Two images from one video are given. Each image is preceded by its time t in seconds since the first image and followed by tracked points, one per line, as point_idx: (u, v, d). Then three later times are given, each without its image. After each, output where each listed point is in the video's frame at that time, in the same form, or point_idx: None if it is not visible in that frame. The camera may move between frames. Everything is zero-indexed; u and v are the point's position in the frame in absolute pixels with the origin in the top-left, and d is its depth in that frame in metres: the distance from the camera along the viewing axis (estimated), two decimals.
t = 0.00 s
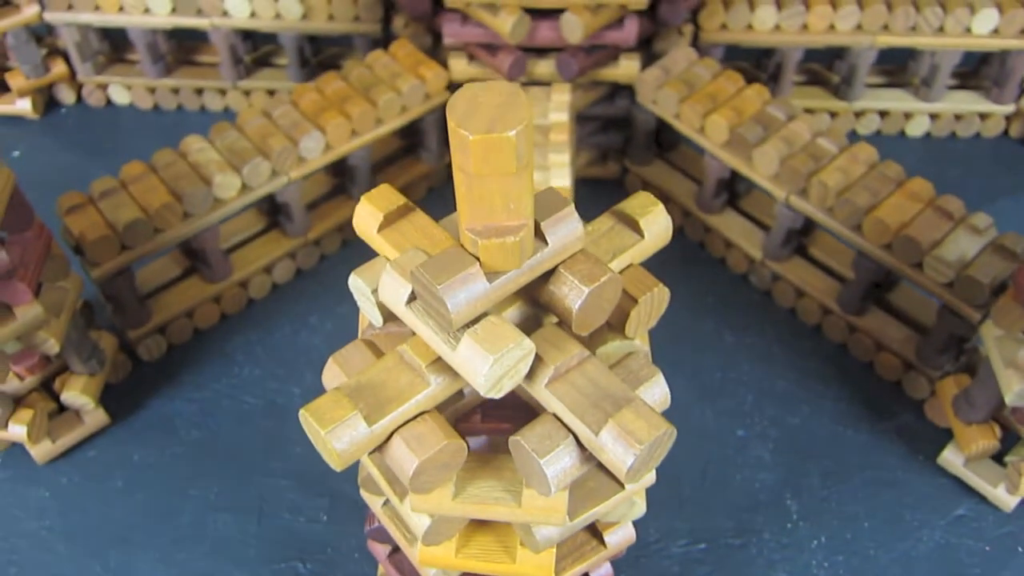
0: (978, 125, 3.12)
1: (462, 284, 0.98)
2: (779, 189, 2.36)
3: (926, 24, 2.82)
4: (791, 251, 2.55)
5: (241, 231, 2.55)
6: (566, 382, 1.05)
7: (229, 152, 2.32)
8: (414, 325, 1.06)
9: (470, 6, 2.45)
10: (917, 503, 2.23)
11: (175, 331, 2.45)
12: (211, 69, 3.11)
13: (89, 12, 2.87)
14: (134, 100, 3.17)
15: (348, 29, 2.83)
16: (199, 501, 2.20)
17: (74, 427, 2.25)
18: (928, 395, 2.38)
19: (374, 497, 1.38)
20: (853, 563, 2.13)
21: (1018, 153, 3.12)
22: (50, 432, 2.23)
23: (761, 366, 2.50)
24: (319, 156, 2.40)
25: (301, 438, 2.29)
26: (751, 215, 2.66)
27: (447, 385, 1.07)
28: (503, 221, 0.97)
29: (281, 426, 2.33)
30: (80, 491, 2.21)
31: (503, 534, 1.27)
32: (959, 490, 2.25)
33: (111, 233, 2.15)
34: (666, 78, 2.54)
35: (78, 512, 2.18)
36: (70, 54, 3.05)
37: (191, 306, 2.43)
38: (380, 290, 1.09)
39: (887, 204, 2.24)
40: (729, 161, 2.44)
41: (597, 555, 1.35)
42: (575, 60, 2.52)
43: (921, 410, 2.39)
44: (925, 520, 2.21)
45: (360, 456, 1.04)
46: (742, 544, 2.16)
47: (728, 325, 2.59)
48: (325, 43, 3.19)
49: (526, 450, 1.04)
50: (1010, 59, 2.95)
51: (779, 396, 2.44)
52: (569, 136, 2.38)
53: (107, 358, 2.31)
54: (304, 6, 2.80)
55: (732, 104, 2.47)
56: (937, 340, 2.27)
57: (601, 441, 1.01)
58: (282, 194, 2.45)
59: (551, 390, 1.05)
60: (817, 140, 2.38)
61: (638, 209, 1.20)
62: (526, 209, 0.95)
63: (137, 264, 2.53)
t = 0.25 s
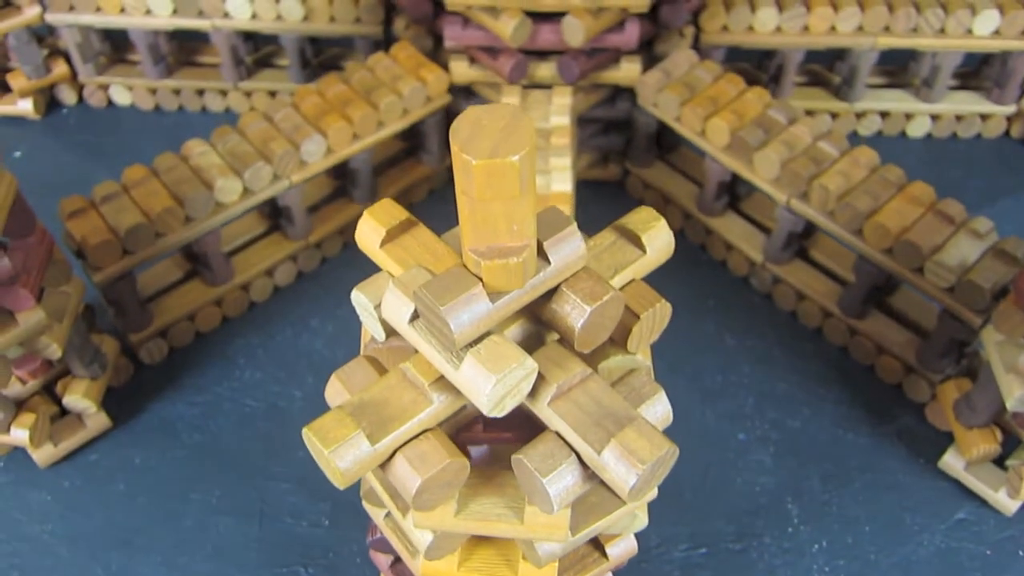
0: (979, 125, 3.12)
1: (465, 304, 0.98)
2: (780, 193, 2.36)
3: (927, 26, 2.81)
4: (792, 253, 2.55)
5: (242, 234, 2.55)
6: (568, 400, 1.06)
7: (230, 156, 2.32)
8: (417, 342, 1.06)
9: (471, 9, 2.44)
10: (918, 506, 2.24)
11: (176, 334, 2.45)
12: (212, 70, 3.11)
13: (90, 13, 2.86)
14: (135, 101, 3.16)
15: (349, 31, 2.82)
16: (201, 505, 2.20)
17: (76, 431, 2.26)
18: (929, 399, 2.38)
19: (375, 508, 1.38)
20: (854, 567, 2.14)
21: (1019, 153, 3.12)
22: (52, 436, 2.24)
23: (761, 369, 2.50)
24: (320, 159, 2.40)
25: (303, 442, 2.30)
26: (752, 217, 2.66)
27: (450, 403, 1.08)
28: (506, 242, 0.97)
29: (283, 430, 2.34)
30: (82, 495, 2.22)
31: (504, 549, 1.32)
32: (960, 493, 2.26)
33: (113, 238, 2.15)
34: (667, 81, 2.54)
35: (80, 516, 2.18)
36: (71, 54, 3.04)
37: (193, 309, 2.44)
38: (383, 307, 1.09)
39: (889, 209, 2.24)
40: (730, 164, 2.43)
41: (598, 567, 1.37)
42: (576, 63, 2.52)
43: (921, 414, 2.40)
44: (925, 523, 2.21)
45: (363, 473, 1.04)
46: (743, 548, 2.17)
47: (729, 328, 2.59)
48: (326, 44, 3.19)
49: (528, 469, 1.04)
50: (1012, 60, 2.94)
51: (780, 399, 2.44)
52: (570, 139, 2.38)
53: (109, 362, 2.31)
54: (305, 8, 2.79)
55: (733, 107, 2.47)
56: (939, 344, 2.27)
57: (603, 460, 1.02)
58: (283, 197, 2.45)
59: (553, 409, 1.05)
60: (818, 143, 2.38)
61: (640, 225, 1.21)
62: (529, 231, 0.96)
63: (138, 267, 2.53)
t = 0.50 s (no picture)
0: (980, 127, 3.11)
1: (467, 325, 0.98)
2: (781, 198, 2.36)
3: (928, 28, 2.81)
4: (793, 257, 2.55)
5: (244, 238, 2.55)
6: (570, 419, 1.06)
7: (231, 160, 2.32)
8: (419, 360, 1.07)
9: (472, 13, 2.44)
10: (918, 511, 2.25)
11: (178, 338, 2.45)
12: (213, 72, 3.11)
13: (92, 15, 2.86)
14: (136, 102, 3.17)
15: (350, 33, 2.82)
16: (204, 510, 2.21)
17: (79, 436, 2.26)
18: (930, 403, 2.38)
19: (377, 520, 1.38)
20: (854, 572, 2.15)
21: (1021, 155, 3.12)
22: (55, 441, 2.24)
23: (762, 373, 2.51)
24: (321, 163, 2.40)
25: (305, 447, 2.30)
26: (753, 221, 2.66)
27: (452, 421, 1.08)
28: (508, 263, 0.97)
29: (285, 434, 2.34)
30: (85, 500, 2.23)
31: (506, 562, 1.34)
32: (960, 498, 2.27)
33: (114, 244, 2.16)
34: (668, 84, 2.54)
35: (83, 521, 2.19)
36: (72, 56, 3.04)
37: (194, 313, 2.44)
38: (386, 325, 1.10)
39: (890, 213, 2.24)
40: (731, 168, 2.43)
41: None
42: (577, 67, 2.52)
43: (922, 418, 2.40)
44: (926, 528, 2.22)
45: (365, 491, 1.05)
46: (744, 553, 2.18)
47: (730, 332, 2.59)
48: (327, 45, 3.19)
49: (530, 487, 1.05)
50: (1013, 61, 2.94)
51: (781, 404, 2.45)
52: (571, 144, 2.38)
53: (112, 366, 2.31)
54: (306, 10, 2.79)
55: (735, 111, 2.46)
56: (940, 349, 2.27)
57: (604, 479, 1.02)
58: (284, 202, 2.45)
59: (555, 427, 1.06)
60: (819, 148, 2.38)
61: (641, 241, 1.21)
62: (531, 252, 0.96)
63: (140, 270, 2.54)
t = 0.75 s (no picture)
0: (981, 130, 3.13)
1: (469, 345, 1.00)
2: (781, 204, 2.37)
3: (929, 32, 2.82)
4: (793, 262, 2.57)
5: (247, 243, 2.57)
6: (571, 435, 1.08)
7: (235, 167, 2.34)
8: (422, 377, 1.08)
9: (473, 20, 2.45)
10: (916, 516, 2.27)
11: (182, 343, 2.47)
12: (215, 76, 3.12)
13: (94, 22, 2.89)
14: (140, 106, 3.18)
15: (352, 38, 2.84)
16: (208, 514, 2.23)
17: (84, 440, 2.29)
18: (928, 408, 2.40)
19: (380, 530, 1.41)
20: None
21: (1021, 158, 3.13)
22: (61, 445, 2.26)
23: (762, 377, 2.52)
24: (324, 169, 2.41)
25: (309, 451, 2.33)
26: (753, 225, 2.67)
27: (453, 437, 1.10)
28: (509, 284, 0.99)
29: (289, 439, 2.36)
30: (91, 504, 2.25)
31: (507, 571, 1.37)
32: (958, 503, 2.29)
33: (119, 251, 2.18)
34: (669, 90, 2.55)
35: (89, 525, 2.22)
36: (76, 61, 3.06)
37: (198, 318, 2.46)
38: (388, 342, 1.12)
39: (889, 220, 2.26)
40: (731, 174, 2.45)
41: None
42: (577, 73, 2.53)
43: (921, 422, 2.42)
44: (924, 533, 2.24)
45: (369, 506, 1.07)
46: (744, 557, 2.20)
47: (730, 336, 2.61)
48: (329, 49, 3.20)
49: (530, 503, 1.07)
50: (1014, 65, 2.95)
51: (780, 408, 2.46)
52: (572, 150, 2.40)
53: (117, 372, 2.33)
54: (308, 15, 2.80)
55: (735, 117, 2.48)
56: (939, 355, 2.29)
57: (604, 495, 1.04)
58: (287, 207, 2.47)
59: (555, 444, 1.08)
60: (819, 154, 2.40)
61: (640, 257, 1.22)
62: (531, 274, 0.98)
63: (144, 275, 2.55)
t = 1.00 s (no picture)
0: (981, 135, 3.13)
1: (469, 361, 1.01)
2: (782, 210, 2.38)
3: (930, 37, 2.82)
4: (794, 267, 2.58)
5: (250, 248, 2.58)
6: (570, 449, 1.09)
7: (238, 174, 2.35)
8: (422, 391, 1.10)
9: (474, 26, 2.46)
10: (916, 521, 2.28)
11: (185, 349, 2.49)
12: (217, 82, 3.14)
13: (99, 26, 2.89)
14: (142, 111, 3.20)
15: (353, 43, 2.85)
16: (211, 520, 2.25)
17: (88, 446, 2.30)
18: (928, 413, 2.42)
19: (382, 538, 1.41)
20: None
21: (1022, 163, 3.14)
22: (65, 451, 2.28)
23: (763, 382, 2.53)
24: (326, 176, 2.43)
25: (312, 457, 2.34)
26: (754, 230, 2.68)
27: (454, 451, 1.11)
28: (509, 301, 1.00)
29: (292, 444, 2.38)
30: (94, 509, 2.26)
31: None
32: (957, 508, 2.30)
33: (122, 258, 2.19)
34: (670, 96, 2.55)
35: (92, 530, 2.23)
36: (78, 67, 3.07)
37: (201, 324, 2.48)
38: (390, 356, 1.13)
39: (889, 227, 2.27)
40: (732, 180, 2.45)
41: None
42: (578, 79, 2.52)
43: (920, 427, 2.44)
44: (923, 538, 2.26)
45: (370, 520, 1.08)
46: (744, 562, 2.21)
47: (730, 341, 2.62)
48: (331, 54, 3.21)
49: (530, 516, 1.08)
50: (1014, 71, 2.95)
51: (781, 413, 2.47)
52: (574, 157, 2.41)
53: (120, 378, 2.34)
54: (310, 22, 2.81)
55: (735, 123, 2.48)
56: (938, 361, 2.31)
57: (602, 508, 1.05)
58: (290, 214, 2.48)
59: (555, 457, 1.09)
60: (819, 160, 2.40)
61: (640, 270, 1.23)
62: (531, 291, 0.99)
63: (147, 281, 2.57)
